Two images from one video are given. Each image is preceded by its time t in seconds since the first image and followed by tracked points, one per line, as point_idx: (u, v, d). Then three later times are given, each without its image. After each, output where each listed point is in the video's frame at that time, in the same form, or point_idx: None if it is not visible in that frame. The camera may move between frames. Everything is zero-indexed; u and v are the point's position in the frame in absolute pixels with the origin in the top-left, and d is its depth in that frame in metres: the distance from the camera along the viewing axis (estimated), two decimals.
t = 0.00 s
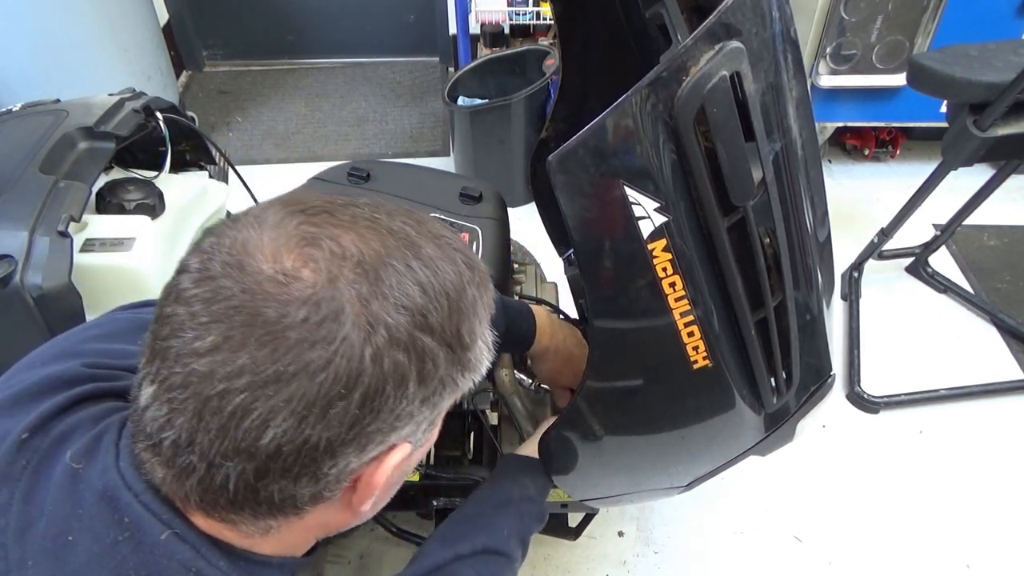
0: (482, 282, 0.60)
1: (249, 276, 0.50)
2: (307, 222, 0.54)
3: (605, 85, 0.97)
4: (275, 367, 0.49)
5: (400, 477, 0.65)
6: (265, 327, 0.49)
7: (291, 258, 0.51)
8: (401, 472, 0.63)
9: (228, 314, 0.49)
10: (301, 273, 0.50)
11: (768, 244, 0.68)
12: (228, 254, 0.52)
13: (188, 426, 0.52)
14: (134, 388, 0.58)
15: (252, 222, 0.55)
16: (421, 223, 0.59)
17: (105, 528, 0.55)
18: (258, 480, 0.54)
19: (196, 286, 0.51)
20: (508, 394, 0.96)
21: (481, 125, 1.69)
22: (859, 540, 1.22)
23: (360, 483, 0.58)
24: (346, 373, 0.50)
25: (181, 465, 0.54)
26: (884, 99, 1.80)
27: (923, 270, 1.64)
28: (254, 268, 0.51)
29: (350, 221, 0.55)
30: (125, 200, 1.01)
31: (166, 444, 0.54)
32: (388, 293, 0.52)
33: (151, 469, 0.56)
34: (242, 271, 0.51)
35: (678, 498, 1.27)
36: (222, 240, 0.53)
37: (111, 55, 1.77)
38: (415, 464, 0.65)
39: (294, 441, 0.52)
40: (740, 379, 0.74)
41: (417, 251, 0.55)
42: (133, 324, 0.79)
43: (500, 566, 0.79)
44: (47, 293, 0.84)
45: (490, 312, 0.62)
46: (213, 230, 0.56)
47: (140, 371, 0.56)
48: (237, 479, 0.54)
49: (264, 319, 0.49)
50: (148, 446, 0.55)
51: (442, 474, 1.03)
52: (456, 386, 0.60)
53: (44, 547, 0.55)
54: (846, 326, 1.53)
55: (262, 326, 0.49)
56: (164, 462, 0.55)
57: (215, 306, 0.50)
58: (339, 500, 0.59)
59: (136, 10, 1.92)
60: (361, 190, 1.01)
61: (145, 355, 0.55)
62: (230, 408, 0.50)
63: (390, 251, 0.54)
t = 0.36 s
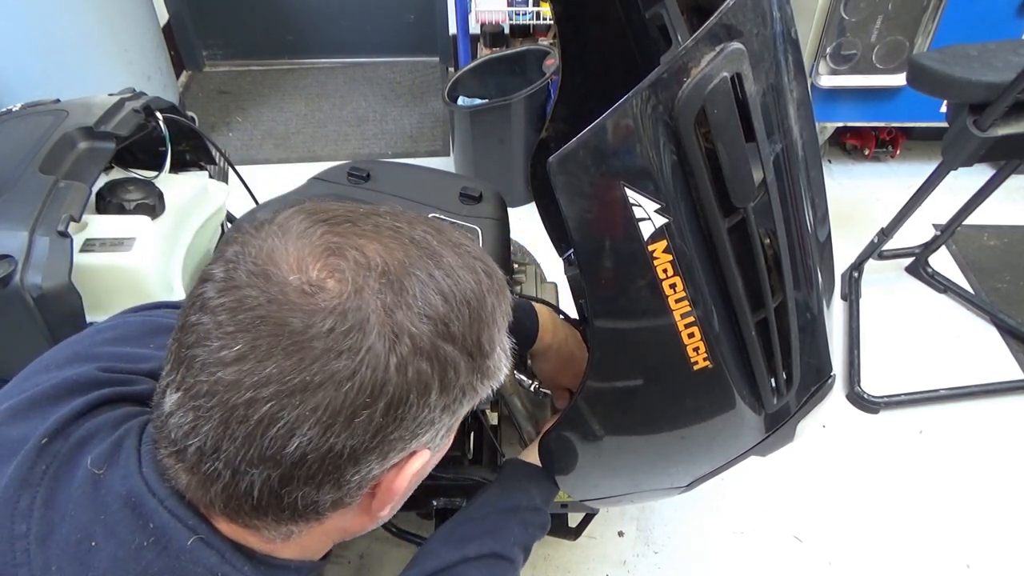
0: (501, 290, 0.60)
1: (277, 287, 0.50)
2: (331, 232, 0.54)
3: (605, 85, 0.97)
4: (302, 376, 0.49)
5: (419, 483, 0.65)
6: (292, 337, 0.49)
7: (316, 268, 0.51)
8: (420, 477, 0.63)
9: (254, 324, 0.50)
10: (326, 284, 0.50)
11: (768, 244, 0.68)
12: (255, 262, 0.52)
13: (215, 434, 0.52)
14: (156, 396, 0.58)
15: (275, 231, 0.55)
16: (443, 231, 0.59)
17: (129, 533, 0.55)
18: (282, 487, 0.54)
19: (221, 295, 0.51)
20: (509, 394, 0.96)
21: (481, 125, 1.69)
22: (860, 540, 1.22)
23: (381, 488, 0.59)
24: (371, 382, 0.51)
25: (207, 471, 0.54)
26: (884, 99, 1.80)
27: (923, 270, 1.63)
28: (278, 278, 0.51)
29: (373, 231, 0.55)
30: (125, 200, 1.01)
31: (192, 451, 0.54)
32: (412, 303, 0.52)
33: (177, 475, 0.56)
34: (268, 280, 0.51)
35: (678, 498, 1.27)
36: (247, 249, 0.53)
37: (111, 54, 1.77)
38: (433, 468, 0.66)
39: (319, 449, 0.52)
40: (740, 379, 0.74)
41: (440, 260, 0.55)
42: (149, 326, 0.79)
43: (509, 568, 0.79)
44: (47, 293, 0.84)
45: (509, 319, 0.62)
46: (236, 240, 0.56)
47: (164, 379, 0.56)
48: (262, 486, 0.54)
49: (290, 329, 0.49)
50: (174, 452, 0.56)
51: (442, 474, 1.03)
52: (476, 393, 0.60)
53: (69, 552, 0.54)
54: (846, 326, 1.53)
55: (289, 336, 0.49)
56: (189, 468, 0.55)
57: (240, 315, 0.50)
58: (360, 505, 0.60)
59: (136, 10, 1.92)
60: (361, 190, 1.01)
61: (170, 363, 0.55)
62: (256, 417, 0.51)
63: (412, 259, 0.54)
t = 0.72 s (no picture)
0: (500, 285, 0.60)
1: (277, 284, 0.50)
2: (331, 230, 0.54)
3: (605, 85, 0.97)
4: (302, 374, 0.49)
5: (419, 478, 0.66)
6: (292, 336, 0.49)
7: (316, 267, 0.51)
8: (421, 473, 0.63)
9: (254, 323, 0.50)
10: (326, 283, 0.51)
11: (768, 245, 0.68)
12: (254, 262, 0.52)
13: (216, 433, 0.52)
14: (156, 395, 0.58)
15: (275, 229, 0.55)
16: (441, 227, 0.59)
17: (132, 533, 0.55)
18: (284, 485, 0.54)
19: (221, 293, 0.51)
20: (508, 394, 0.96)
21: (481, 125, 1.69)
22: (860, 540, 1.22)
23: (383, 485, 0.59)
24: (371, 380, 0.51)
25: (209, 470, 0.54)
26: (884, 99, 1.80)
27: (923, 270, 1.63)
28: (278, 276, 0.51)
29: (372, 228, 0.55)
30: (124, 200, 1.01)
31: (193, 450, 0.54)
32: (411, 300, 0.52)
33: (179, 473, 0.56)
34: (268, 279, 0.51)
35: (678, 499, 1.27)
36: (247, 249, 0.53)
37: (110, 55, 1.77)
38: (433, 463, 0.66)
39: (320, 446, 0.52)
40: (740, 379, 0.74)
41: (439, 256, 0.55)
42: (139, 326, 0.78)
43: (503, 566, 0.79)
44: (47, 293, 0.84)
45: (509, 315, 0.62)
46: (235, 238, 0.56)
47: (165, 378, 0.56)
48: (264, 484, 0.54)
49: (290, 328, 0.49)
50: (176, 450, 0.56)
51: (442, 473, 1.03)
52: (475, 389, 0.60)
53: (69, 553, 0.54)
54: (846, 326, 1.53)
55: (289, 334, 0.49)
56: (191, 467, 0.55)
57: (240, 313, 0.50)
58: (362, 501, 0.60)
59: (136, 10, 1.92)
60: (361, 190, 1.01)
61: (171, 361, 0.55)
62: (258, 416, 0.51)
63: (411, 256, 0.54)
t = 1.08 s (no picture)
0: (492, 284, 0.61)
1: (265, 288, 0.50)
2: (320, 233, 0.53)
3: (605, 85, 0.97)
4: (292, 377, 0.49)
5: (415, 478, 0.66)
6: (281, 340, 0.49)
7: (303, 270, 0.51)
8: (416, 473, 0.64)
9: (244, 327, 0.50)
10: (314, 286, 0.50)
11: (768, 245, 0.68)
12: (243, 267, 0.52)
13: (208, 436, 0.53)
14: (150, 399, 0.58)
15: (264, 233, 0.54)
16: (432, 228, 0.58)
17: (128, 535, 0.55)
18: (277, 487, 0.55)
19: (212, 298, 0.51)
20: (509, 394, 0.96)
21: (481, 125, 1.69)
22: (860, 540, 1.22)
23: (376, 486, 0.59)
24: (361, 383, 0.51)
25: (203, 473, 0.55)
26: (884, 99, 1.80)
27: (923, 270, 1.63)
28: (266, 279, 0.51)
29: (362, 230, 0.55)
30: (124, 200, 1.01)
31: (187, 453, 0.54)
32: (400, 303, 0.52)
33: (173, 476, 0.57)
34: (257, 283, 0.51)
35: (678, 499, 1.27)
36: (236, 253, 0.53)
37: (110, 55, 1.77)
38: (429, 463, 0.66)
39: (311, 449, 0.52)
40: (740, 379, 0.74)
41: (429, 259, 0.55)
42: (123, 328, 0.78)
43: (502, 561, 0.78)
44: (47, 293, 0.84)
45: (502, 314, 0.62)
46: (227, 243, 0.56)
47: (159, 382, 0.56)
48: (257, 487, 0.54)
49: (279, 332, 0.49)
50: (170, 454, 0.56)
51: (442, 473, 1.03)
52: (468, 389, 0.60)
53: (63, 557, 0.54)
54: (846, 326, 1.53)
55: (278, 338, 0.49)
56: (185, 470, 0.55)
57: (231, 318, 0.50)
58: (357, 502, 0.60)
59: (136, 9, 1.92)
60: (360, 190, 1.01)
61: (164, 366, 0.55)
62: (249, 419, 0.51)
63: (401, 258, 0.54)
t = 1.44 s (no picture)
0: (467, 254, 0.60)
1: (234, 280, 0.49)
2: (284, 218, 0.52)
3: (605, 85, 0.97)
4: (274, 366, 0.49)
5: (411, 452, 0.66)
6: (259, 330, 0.48)
7: (273, 257, 0.50)
8: (411, 446, 0.64)
9: (220, 321, 0.49)
10: (286, 272, 0.49)
11: (768, 245, 0.68)
12: (210, 261, 0.50)
13: (197, 434, 0.52)
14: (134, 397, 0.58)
15: (227, 224, 0.53)
16: (400, 203, 0.58)
17: (117, 527, 0.55)
18: (274, 476, 0.55)
19: (184, 297, 0.50)
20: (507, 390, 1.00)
21: (481, 125, 1.69)
22: (859, 540, 1.22)
23: (373, 464, 0.60)
24: (346, 363, 0.51)
25: (196, 470, 0.55)
26: (885, 99, 1.80)
27: (923, 270, 1.63)
28: (236, 272, 0.49)
29: (327, 211, 0.54)
30: (124, 200, 1.01)
31: (177, 453, 0.54)
32: (375, 279, 0.52)
33: (164, 476, 0.56)
34: (225, 275, 0.49)
35: (678, 499, 1.27)
36: (201, 249, 0.52)
37: (111, 55, 1.77)
38: (424, 436, 0.67)
39: (304, 435, 0.52)
40: (740, 379, 0.74)
41: (399, 232, 0.55)
42: (121, 340, 0.79)
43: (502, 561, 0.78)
44: (47, 293, 0.84)
45: (479, 280, 0.62)
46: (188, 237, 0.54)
47: (140, 385, 0.55)
48: (254, 477, 0.55)
49: (255, 321, 0.48)
50: (158, 455, 0.55)
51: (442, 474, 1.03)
52: (454, 357, 0.61)
53: (53, 549, 0.54)
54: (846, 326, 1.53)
55: (256, 328, 0.48)
56: (177, 469, 0.55)
57: (206, 314, 0.49)
58: (356, 482, 0.61)
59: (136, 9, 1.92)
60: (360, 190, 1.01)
61: (143, 369, 0.55)
62: (237, 413, 0.51)
63: (372, 237, 0.53)
